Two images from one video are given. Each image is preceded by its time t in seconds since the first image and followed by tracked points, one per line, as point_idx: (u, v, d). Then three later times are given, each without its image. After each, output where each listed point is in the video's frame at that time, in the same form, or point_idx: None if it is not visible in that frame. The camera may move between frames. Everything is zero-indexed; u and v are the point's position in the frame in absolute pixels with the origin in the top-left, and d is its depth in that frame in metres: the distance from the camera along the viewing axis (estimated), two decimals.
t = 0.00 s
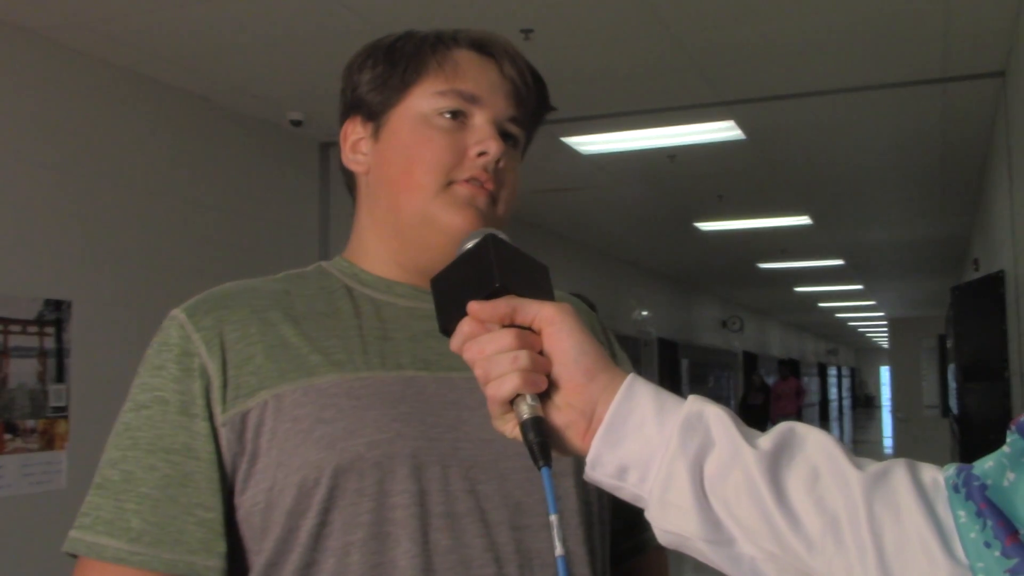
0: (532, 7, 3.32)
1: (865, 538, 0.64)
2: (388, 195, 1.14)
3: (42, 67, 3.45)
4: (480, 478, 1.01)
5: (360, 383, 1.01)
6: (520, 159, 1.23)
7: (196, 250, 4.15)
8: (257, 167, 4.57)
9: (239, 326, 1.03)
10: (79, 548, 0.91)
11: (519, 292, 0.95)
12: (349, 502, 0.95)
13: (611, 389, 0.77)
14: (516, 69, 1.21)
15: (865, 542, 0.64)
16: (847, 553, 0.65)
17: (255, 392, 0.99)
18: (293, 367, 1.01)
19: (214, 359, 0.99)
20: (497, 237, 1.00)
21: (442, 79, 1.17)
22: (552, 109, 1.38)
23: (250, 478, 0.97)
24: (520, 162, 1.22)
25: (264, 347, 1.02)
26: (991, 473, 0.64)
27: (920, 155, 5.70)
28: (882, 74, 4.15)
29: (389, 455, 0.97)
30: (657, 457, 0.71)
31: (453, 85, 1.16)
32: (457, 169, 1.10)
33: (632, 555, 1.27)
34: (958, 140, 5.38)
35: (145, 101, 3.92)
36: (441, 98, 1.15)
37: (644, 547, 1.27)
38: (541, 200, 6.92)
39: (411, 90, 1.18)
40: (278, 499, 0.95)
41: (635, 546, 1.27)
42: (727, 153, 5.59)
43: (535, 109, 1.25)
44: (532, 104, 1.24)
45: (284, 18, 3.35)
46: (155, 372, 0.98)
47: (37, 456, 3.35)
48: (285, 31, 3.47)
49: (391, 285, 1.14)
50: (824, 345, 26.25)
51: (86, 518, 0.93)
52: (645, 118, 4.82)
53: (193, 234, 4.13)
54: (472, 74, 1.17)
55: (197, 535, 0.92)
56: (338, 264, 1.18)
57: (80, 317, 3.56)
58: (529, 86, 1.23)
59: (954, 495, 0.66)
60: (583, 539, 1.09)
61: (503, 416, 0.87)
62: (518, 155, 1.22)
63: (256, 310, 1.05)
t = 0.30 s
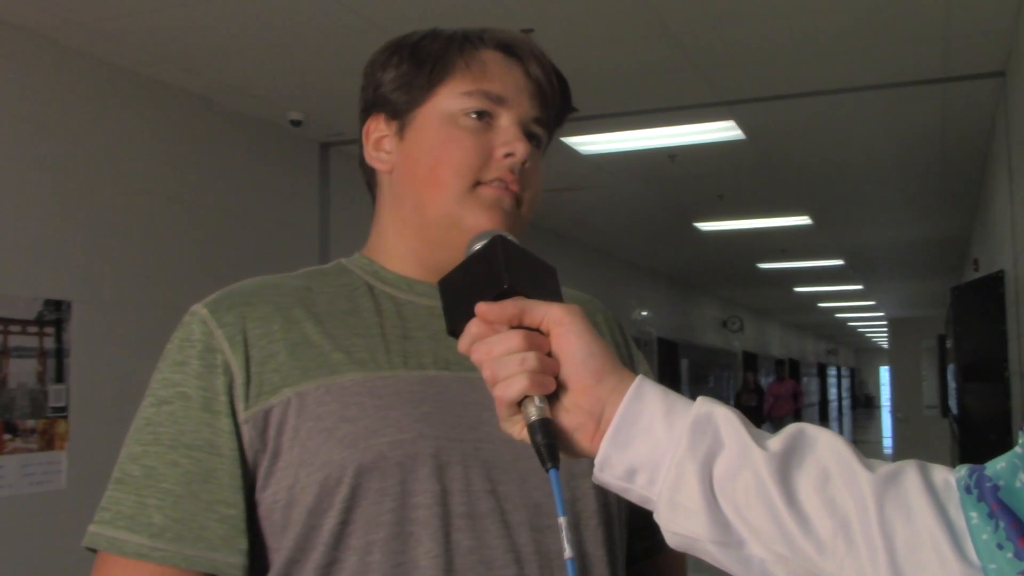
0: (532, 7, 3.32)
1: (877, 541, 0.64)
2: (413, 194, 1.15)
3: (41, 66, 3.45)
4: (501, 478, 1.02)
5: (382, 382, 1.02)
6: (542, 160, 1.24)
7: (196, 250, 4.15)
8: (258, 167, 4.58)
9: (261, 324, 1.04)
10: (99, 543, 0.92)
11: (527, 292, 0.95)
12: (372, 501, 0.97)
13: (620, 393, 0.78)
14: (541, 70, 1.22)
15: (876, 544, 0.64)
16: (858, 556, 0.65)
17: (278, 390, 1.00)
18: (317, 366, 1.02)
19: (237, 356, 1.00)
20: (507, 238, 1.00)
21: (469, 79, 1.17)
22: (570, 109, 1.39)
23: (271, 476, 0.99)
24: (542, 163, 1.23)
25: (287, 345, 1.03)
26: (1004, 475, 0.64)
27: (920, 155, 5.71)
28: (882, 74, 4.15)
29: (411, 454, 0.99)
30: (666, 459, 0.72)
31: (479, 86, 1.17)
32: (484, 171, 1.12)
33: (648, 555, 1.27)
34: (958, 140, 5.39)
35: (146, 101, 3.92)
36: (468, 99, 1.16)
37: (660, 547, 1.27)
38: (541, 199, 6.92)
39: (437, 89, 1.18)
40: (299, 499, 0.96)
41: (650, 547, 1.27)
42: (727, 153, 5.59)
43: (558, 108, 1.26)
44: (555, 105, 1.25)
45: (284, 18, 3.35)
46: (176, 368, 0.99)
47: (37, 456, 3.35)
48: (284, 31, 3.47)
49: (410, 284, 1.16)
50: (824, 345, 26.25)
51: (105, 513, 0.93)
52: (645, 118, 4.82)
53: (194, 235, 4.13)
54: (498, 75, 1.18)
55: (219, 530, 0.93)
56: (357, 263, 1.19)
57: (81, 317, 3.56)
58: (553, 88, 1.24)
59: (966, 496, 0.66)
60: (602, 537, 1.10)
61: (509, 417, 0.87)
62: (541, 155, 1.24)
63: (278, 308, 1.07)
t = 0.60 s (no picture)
0: (531, 7, 3.31)
1: (880, 541, 0.64)
2: (408, 196, 1.15)
3: (41, 67, 3.44)
4: (508, 479, 1.03)
5: (388, 387, 1.02)
6: (538, 154, 1.24)
7: (196, 250, 4.15)
8: (258, 167, 4.58)
9: (265, 329, 1.04)
10: (104, 553, 0.92)
11: (528, 291, 0.95)
12: (381, 506, 0.96)
13: (621, 391, 0.78)
14: (531, 64, 1.21)
15: (879, 544, 0.64)
16: (862, 556, 0.65)
17: (283, 396, 1.00)
18: (322, 371, 1.02)
19: (240, 363, 1.00)
20: (508, 237, 1.00)
21: (458, 78, 1.17)
22: (567, 102, 1.39)
23: (278, 481, 0.99)
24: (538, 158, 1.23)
25: (290, 350, 1.03)
26: (1009, 474, 0.63)
27: (919, 155, 5.70)
28: (881, 75, 4.15)
29: (418, 459, 0.98)
30: (668, 459, 0.71)
31: (468, 84, 1.16)
32: (476, 170, 1.12)
33: (652, 554, 1.27)
34: (958, 140, 5.38)
35: (145, 101, 3.91)
36: (458, 98, 1.15)
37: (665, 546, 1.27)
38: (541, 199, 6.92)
39: (428, 88, 1.18)
40: (307, 504, 0.96)
41: (655, 546, 1.28)
42: (727, 154, 5.58)
43: (552, 103, 1.25)
44: (549, 99, 1.24)
45: (283, 18, 3.34)
46: (179, 375, 0.99)
47: (37, 456, 3.35)
48: (283, 31, 3.47)
49: (412, 286, 1.16)
50: (824, 345, 26.25)
51: (111, 522, 0.93)
52: (646, 119, 4.82)
53: (194, 235, 4.13)
54: (488, 71, 1.18)
55: (225, 539, 0.93)
56: (358, 265, 1.20)
57: (80, 318, 3.56)
58: (546, 81, 1.23)
59: (969, 496, 0.65)
60: (609, 538, 1.09)
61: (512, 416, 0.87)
62: (536, 150, 1.23)
63: (282, 313, 1.06)
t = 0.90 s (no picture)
0: (531, 7, 3.31)
1: (879, 540, 0.64)
2: (399, 194, 1.16)
3: (41, 67, 3.44)
4: (500, 479, 1.03)
5: (378, 387, 1.02)
6: (528, 154, 1.24)
7: (197, 250, 4.15)
8: (258, 167, 4.58)
9: (254, 333, 1.04)
10: (95, 559, 0.92)
11: (526, 289, 0.95)
12: (373, 507, 0.96)
13: (619, 388, 0.78)
14: (521, 64, 1.22)
15: (878, 542, 0.64)
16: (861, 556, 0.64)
17: (273, 398, 1.00)
18: (311, 373, 1.02)
19: (230, 366, 1.00)
20: (506, 233, 1.00)
21: (449, 77, 1.18)
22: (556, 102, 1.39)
23: (270, 484, 0.98)
24: (528, 157, 1.23)
25: (280, 353, 1.03)
26: (1009, 472, 0.63)
27: (920, 155, 5.70)
28: (880, 74, 4.15)
29: (410, 459, 0.98)
30: (667, 456, 0.71)
31: (459, 83, 1.17)
32: (467, 167, 1.12)
33: (649, 555, 1.26)
34: (958, 140, 5.38)
35: (146, 101, 3.91)
36: (447, 97, 1.16)
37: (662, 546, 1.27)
38: (541, 199, 6.92)
39: (418, 88, 1.19)
40: (299, 506, 0.96)
41: (652, 547, 1.27)
42: (727, 153, 5.59)
43: (541, 103, 1.26)
44: (537, 100, 1.25)
45: (283, 17, 3.34)
46: (168, 380, 0.99)
47: (36, 455, 3.35)
48: (283, 31, 3.47)
49: (402, 286, 1.15)
50: (824, 344, 26.25)
51: (102, 529, 0.93)
52: (645, 118, 4.82)
53: (193, 235, 4.13)
54: (478, 71, 1.18)
55: (217, 542, 0.93)
56: (348, 266, 1.20)
57: (81, 318, 3.56)
58: (535, 81, 1.24)
59: (969, 494, 0.65)
60: (602, 537, 1.09)
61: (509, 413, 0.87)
62: (526, 150, 1.24)
63: (272, 317, 1.07)
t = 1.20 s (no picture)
0: (532, 7, 3.31)
1: (871, 538, 0.64)
2: (384, 193, 1.16)
3: (41, 68, 3.44)
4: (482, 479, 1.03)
5: (358, 386, 1.02)
6: (515, 153, 1.24)
7: (196, 250, 4.15)
8: (258, 167, 4.57)
9: (235, 333, 1.04)
10: (76, 560, 0.92)
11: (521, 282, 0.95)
12: (351, 507, 0.96)
13: (615, 382, 0.78)
14: (507, 63, 1.22)
15: (870, 540, 0.64)
16: (853, 553, 0.64)
17: (253, 398, 1.00)
18: (292, 373, 1.02)
19: (210, 365, 1.00)
20: (501, 227, 1.00)
21: (433, 76, 1.18)
22: (545, 102, 1.39)
23: (249, 484, 0.98)
24: (515, 156, 1.23)
25: (261, 352, 1.03)
26: (1000, 471, 0.63)
27: (920, 155, 5.70)
28: (881, 74, 4.15)
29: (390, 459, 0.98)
30: (660, 452, 0.71)
31: (443, 82, 1.17)
32: (451, 166, 1.12)
33: (637, 559, 1.26)
34: (959, 140, 5.38)
35: (145, 101, 3.91)
36: (432, 95, 1.16)
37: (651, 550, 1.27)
38: (541, 199, 6.91)
39: (403, 87, 1.19)
40: (278, 506, 0.96)
41: (640, 553, 1.27)
42: (727, 154, 5.58)
43: (528, 102, 1.26)
44: (525, 99, 1.25)
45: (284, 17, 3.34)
46: (150, 380, 0.99)
47: (36, 456, 3.35)
48: (284, 31, 3.46)
49: (388, 285, 1.16)
50: (824, 344, 26.25)
51: (84, 529, 0.93)
52: (645, 119, 4.81)
53: (193, 235, 4.13)
54: (462, 69, 1.18)
55: (198, 542, 0.93)
56: (335, 267, 1.20)
57: (81, 319, 3.56)
58: (521, 80, 1.24)
59: (962, 492, 0.65)
60: (586, 538, 1.09)
61: (502, 408, 0.87)
62: (514, 149, 1.24)
63: (253, 316, 1.07)
